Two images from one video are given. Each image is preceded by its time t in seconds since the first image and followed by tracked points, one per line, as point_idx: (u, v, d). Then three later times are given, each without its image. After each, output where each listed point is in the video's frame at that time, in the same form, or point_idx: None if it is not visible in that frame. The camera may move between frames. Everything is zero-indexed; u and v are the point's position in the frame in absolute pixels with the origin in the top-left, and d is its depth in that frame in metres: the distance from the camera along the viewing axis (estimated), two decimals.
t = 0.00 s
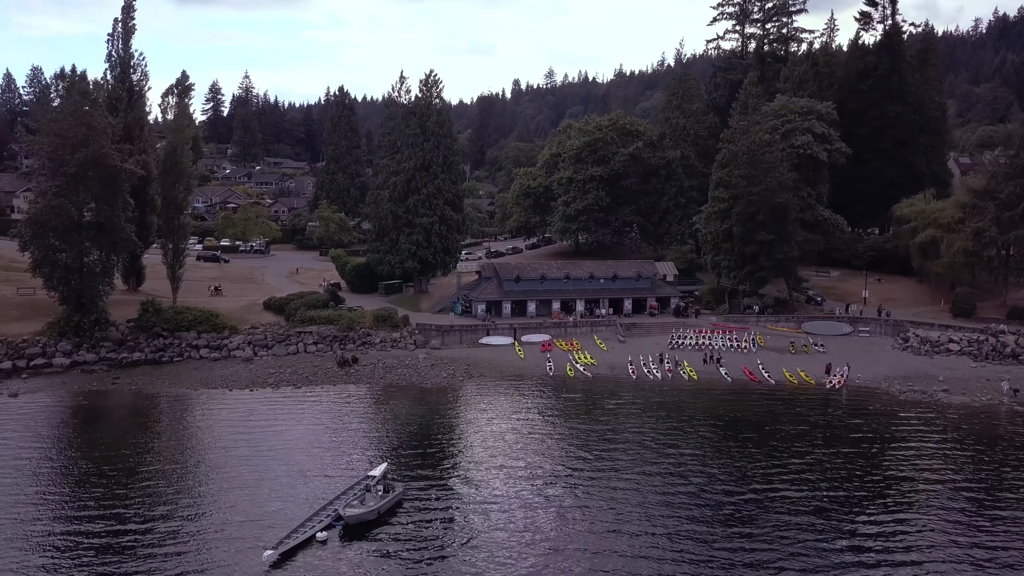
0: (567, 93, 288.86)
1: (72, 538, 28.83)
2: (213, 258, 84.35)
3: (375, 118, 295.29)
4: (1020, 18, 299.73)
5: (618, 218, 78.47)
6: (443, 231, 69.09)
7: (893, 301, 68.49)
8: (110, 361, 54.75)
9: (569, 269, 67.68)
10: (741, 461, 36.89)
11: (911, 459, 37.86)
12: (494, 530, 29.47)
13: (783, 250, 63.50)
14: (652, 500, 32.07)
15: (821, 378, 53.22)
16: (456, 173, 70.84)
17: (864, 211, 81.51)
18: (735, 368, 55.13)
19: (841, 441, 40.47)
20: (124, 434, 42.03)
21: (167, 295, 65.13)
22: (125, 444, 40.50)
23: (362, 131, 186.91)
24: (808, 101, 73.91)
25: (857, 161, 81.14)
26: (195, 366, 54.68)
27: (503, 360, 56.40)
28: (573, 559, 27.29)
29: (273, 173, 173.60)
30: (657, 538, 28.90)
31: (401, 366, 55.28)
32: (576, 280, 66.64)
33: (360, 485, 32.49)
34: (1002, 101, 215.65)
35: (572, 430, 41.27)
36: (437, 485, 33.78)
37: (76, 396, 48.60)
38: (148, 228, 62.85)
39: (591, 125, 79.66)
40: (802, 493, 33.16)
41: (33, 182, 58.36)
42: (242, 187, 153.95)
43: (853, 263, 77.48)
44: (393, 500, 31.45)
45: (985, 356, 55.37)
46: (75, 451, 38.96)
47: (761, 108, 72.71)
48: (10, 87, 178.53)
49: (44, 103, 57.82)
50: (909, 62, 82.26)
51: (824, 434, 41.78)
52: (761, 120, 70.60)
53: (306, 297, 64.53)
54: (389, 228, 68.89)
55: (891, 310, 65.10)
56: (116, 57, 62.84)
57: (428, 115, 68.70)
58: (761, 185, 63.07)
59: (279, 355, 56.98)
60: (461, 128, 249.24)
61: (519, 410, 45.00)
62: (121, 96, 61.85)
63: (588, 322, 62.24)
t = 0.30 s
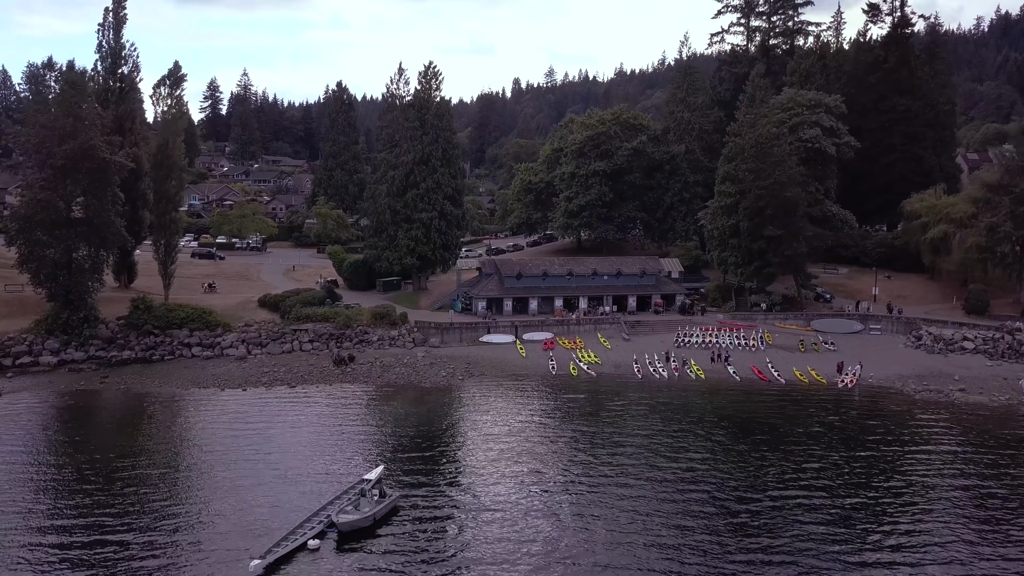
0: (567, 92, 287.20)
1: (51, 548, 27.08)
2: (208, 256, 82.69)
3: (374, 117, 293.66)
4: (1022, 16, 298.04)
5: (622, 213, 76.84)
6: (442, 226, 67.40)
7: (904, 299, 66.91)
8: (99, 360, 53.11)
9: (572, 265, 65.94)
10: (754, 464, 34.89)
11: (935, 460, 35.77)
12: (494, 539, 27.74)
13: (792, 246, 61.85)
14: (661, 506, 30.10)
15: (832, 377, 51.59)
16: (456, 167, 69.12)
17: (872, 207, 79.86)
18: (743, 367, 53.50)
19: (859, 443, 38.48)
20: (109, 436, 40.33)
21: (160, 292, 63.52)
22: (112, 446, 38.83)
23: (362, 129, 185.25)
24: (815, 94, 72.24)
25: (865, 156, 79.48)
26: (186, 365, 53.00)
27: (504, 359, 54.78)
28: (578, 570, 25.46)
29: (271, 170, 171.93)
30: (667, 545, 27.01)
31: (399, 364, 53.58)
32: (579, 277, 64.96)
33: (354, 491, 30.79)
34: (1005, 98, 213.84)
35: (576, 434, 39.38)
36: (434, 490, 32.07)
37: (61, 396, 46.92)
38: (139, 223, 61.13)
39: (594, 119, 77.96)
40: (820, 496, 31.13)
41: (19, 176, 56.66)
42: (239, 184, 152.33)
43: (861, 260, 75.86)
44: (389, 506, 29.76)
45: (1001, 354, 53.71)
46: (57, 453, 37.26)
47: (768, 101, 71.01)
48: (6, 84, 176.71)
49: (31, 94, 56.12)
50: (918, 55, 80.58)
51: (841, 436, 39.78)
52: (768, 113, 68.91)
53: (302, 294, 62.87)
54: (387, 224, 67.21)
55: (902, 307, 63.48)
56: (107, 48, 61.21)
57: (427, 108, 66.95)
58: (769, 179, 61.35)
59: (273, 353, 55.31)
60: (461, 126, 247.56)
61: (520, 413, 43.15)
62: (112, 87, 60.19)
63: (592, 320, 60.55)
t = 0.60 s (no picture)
0: (568, 91, 285.54)
1: (30, 553, 25.50)
2: (203, 253, 81.05)
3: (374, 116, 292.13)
4: None
5: (626, 210, 75.10)
6: (442, 222, 65.66)
7: (915, 297, 65.17)
8: (87, 359, 51.40)
9: (575, 262, 64.19)
10: (771, 468, 33.19)
11: (959, 466, 34.07)
12: (496, 549, 26.03)
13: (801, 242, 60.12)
14: (674, 515, 28.35)
15: (844, 377, 49.91)
16: (456, 162, 67.39)
17: (881, 203, 78.09)
18: (753, 366, 51.82)
19: (878, 446, 36.76)
20: (94, 436, 38.62)
21: (151, 290, 61.82)
22: (98, 446, 37.19)
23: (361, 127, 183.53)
24: (824, 87, 70.53)
25: (874, 151, 77.73)
26: (177, 364, 51.31)
27: (506, 358, 53.06)
28: None
29: (269, 169, 170.21)
30: (681, 557, 25.31)
31: (397, 364, 51.87)
32: (582, 274, 63.23)
33: (348, 496, 29.09)
34: (1009, 96, 211.93)
35: (582, 435, 37.66)
36: (433, 495, 30.36)
37: (46, 396, 45.20)
38: (130, 218, 59.39)
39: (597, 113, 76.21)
40: (842, 504, 29.43)
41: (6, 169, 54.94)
42: (238, 182, 150.68)
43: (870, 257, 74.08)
44: (386, 512, 28.07)
45: (1019, 353, 52.00)
46: (38, 454, 35.56)
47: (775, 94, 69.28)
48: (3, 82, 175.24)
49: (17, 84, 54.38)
50: (928, 48, 78.83)
51: (859, 438, 38.06)
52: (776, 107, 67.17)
53: (298, 291, 61.14)
54: (385, 220, 65.49)
55: (914, 305, 61.74)
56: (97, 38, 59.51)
57: (426, 101, 65.22)
58: (778, 173, 59.56)
59: (268, 352, 53.62)
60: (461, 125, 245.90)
61: (523, 414, 41.42)
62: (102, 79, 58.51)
63: (596, 318, 58.82)
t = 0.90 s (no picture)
0: (568, 91, 283.68)
1: (3, 568, 23.86)
2: (198, 251, 79.39)
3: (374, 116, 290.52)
4: None
5: (630, 206, 73.37)
6: (441, 218, 63.92)
7: (928, 295, 63.44)
8: (75, 359, 49.69)
9: (578, 259, 62.41)
10: (788, 475, 31.49)
11: (986, 472, 32.34)
12: (498, 561, 24.37)
13: (811, 238, 58.35)
14: (688, 526, 26.64)
15: (858, 377, 48.21)
16: (456, 157, 65.65)
17: (890, 200, 76.36)
18: (763, 366, 50.15)
19: (900, 450, 35.00)
20: (77, 439, 36.91)
21: (142, 288, 60.09)
22: (81, 449, 35.53)
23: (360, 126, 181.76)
24: (833, 80, 68.82)
25: (883, 146, 76.00)
26: (167, 364, 49.59)
27: (508, 358, 51.35)
28: None
29: (267, 168, 168.53)
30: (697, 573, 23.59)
31: (395, 364, 50.16)
32: (585, 271, 61.50)
33: (342, 503, 27.40)
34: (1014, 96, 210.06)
35: (589, 439, 35.97)
36: (431, 502, 28.64)
37: (29, 398, 43.48)
38: (121, 214, 57.62)
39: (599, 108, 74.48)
40: (865, 514, 27.72)
41: None
42: (235, 181, 149.00)
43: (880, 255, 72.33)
44: (381, 521, 26.39)
45: None
46: (17, 459, 33.85)
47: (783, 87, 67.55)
48: None
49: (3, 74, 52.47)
50: (938, 41, 77.09)
51: (878, 441, 36.31)
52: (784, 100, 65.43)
53: (293, 289, 59.44)
54: (383, 216, 63.77)
55: (927, 304, 60.02)
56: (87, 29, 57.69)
57: (425, 94, 63.49)
58: (788, 167, 57.79)
59: (262, 352, 51.91)
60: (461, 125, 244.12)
61: (526, 416, 39.72)
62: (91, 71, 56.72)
63: (600, 316, 57.09)
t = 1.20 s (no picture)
0: (568, 91, 281.80)
1: None
2: (192, 249, 77.69)
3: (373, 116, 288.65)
4: None
5: (634, 203, 71.65)
6: (441, 215, 62.20)
7: (941, 293, 61.70)
8: (61, 359, 47.93)
9: (582, 256, 60.63)
10: (809, 480, 29.57)
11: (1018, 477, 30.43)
12: None
13: (822, 234, 56.60)
14: (704, 539, 24.76)
15: (873, 377, 46.50)
16: (455, 152, 63.90)
17: (900, 196, 74.60)
18: (774, 366, 48.44)
19: (925, 453, 33.12)
20: (57, 442, 35.10)
21: (132, 286, 58.34)
22: (63, 453, 33.79)
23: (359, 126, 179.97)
24: (842, 73, 67.09)
25: (893, 142, 74.27)
26: (156, 364, 47.84)
27: (510, 358, 49.61)
28: None
29: (265, 167, 166.77)
30: None
31: (392, 364, 48.43)
32: (589, 269, 59.74)
33: (334, 512, 25.62)
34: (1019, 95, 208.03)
35: (596, 442, 34.02)
36: (429, 511, 26.85)
37: (11, 399, 41.69)
38: (111, 209, 55.82)
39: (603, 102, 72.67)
40: (893, 524, 25.91)
41: None
42: (232, 179, 147.18)
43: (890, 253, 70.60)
44: (375, 531, 24.64)
45: None
46: None
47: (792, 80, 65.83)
48: None
49: None
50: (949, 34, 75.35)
51: (901, 444, 34.44)
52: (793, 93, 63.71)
53: (288, 287, 57.71)
54: (381, 212, 62.05)
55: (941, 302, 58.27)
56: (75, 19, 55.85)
57: (424, 86, 61.75)
58: (797, 161, 55.98)
59: (255, 351, 50.15)
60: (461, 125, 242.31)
61: (529, 419, 37.75)
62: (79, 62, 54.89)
63: (604, 315, 55.34)
